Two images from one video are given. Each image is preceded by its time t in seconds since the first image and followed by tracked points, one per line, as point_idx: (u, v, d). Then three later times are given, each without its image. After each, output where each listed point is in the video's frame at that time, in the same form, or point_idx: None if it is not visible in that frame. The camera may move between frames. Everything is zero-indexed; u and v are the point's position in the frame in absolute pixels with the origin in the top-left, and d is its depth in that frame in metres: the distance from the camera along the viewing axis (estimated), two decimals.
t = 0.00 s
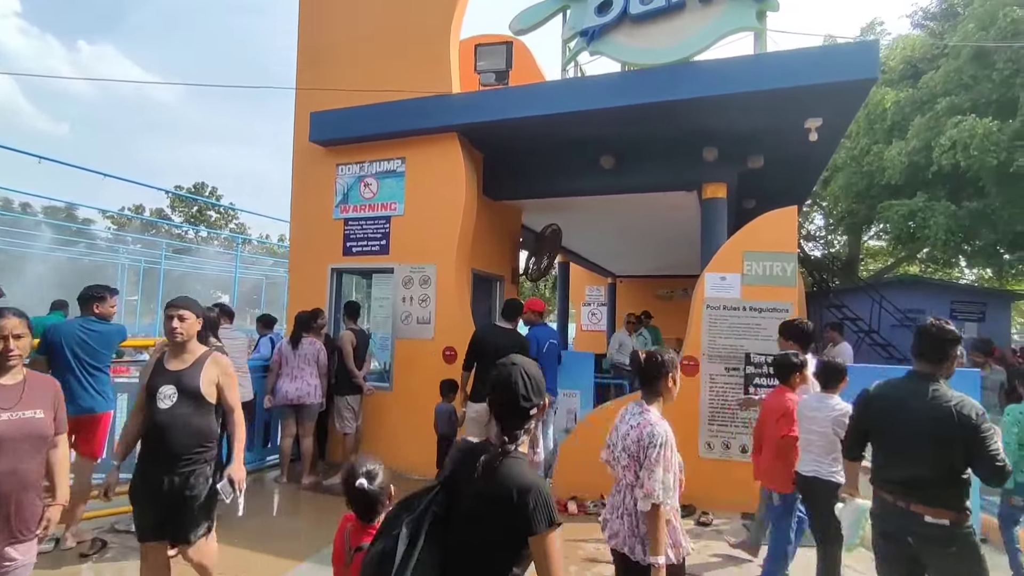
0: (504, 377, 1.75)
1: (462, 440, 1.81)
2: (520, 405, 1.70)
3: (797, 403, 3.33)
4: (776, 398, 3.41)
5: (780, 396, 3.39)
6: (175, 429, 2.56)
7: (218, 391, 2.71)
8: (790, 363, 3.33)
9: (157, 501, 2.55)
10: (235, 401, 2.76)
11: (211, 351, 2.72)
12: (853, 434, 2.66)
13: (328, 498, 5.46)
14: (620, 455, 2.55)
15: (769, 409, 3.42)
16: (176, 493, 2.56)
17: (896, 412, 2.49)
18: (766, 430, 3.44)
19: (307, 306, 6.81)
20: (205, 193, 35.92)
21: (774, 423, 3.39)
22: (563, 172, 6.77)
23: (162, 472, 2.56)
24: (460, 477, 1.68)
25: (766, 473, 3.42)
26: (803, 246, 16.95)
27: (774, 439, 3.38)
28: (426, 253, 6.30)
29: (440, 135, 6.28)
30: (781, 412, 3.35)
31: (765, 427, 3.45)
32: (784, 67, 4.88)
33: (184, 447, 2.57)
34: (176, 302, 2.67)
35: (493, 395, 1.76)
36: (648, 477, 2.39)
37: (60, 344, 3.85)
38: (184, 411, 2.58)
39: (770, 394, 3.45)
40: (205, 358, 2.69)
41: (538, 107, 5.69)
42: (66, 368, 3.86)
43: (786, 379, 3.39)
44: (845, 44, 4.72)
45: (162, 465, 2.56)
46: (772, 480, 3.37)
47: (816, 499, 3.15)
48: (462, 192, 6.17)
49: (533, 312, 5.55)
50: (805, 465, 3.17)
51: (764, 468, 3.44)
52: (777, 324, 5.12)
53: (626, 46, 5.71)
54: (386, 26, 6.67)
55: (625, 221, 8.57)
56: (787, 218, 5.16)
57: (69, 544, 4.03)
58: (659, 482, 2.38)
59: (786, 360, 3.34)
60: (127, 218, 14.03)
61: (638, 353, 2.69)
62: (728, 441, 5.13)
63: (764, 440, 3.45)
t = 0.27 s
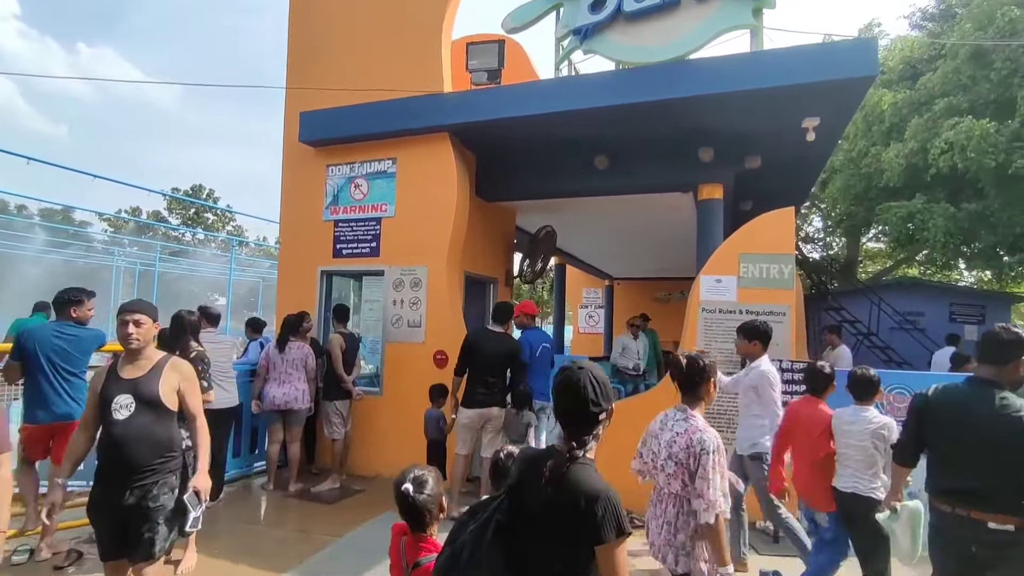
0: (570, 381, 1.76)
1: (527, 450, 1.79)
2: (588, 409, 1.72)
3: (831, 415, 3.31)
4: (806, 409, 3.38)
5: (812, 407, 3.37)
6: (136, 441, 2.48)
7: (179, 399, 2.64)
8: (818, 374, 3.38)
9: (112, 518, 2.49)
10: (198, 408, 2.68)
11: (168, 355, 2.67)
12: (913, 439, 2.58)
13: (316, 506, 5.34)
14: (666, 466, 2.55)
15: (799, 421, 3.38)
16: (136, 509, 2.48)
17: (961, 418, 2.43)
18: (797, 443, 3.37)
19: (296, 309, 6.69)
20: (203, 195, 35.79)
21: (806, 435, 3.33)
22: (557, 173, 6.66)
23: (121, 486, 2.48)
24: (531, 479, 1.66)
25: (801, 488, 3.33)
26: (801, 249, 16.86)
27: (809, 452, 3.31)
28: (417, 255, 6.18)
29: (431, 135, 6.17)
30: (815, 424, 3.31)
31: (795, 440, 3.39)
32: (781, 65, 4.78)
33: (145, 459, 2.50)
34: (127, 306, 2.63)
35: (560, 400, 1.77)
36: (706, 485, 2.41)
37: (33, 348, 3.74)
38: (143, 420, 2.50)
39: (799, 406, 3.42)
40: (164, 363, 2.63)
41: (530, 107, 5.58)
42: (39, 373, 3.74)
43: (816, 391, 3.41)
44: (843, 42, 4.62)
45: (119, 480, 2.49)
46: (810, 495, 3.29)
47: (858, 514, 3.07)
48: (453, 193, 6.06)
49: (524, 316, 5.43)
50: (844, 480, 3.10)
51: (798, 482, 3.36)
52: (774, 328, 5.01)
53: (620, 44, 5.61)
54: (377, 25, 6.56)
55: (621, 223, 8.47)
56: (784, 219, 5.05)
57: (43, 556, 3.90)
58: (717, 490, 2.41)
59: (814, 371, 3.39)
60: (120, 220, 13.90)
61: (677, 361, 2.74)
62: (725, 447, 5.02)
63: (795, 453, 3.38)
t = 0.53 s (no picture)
0: (661, 404, 1.65)
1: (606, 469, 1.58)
2: (682, 435, 1.60)
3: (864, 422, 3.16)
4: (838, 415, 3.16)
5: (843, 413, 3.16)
6: (97, 455, 2.39)
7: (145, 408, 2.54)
8: (842, 379, 3.15)
9: (71, 536, 2.42)
10: (167, 415, 2.58)
11: (133, 360, 2.56)
12: (962, 447, 2.69)
13: (305, 512, 5.22)
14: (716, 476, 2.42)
15: (834, 428, 3.15)
16: (97, 526, 2.41)
17: (1015, 428, 2.60)
18: (831, 450, 3.15)
19: (287, 311, 6.57)
20: (202, 197, 35.69)
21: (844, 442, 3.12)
22: (553, 173, 6.55)
23: (80, 503, 2.40)
24: (620, 491, 1.49)
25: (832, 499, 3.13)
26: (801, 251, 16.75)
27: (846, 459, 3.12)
28: (410, 256, 6.07)
29: (424, 133, 6.06)
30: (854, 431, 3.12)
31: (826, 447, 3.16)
32: (780, 61, 4.67)
33: (107, 474, 2.41)
34: (88, 310, 2.50)
35: (645, 422, 1.66)
36: (773, 493, 2.34)
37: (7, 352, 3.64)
38: (105, 432, 2.40)
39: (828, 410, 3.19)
40: (129, 370, 2.51)
41: (525, 105, 5.47)
42: (14, 377, 3.64)
43: (839, 396, 3.20)
44: (843, 37, 4.50)
45: (79, 496, 2.40)
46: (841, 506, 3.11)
47: (900, 523, 3.07)
48: (447, 193, 5.95)
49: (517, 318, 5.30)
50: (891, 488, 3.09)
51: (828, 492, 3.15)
52: (773, 330, 4.89)
53: (616, 41, 5.50)
54: (370, 22, 6.46)
55: (618, 223, 8.36)
56: (783, 219, 4.94)
57: (19, 564, 3.78)
58: (785, 497, 2.35)
59: (837, 376, 3.16)
60: (115, 221, 13.78)
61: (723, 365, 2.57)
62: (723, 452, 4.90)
63: (828, 461, 3.15)
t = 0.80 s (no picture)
0: (802, 400, 1.46)
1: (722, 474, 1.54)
2: (828, 432, 1.44)
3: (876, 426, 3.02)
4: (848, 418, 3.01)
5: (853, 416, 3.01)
6: (60, 468, 2.25)
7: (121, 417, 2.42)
8: (847, 380, 3.03)
9: (30, 558, 2.27)
10: (145, 427, 2.47)
11: (111, 364, 2.44)
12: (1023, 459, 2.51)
13: (299, 516, 5.08)
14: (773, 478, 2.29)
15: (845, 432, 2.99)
16: (57, 547, 2.26)
17: None
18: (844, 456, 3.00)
19: (282, 310, 6.44)
20: (202, 197, 35.64)
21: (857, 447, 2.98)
22: (554, 169, 6.41)
23: (40, 521, 2.26)
24: (752, 498, 1.40)
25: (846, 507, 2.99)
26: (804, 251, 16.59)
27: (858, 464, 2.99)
28: (407, 254, 5.93)
29: (422, 129, 5.92)
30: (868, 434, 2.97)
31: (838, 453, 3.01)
32: (788, 52, 4.52)
33: (69, 490, 2.26)
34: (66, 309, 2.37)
35: (776, 419, 1.49)
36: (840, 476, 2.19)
37: None
38: (72, 443, 2.26)
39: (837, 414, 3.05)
40: (107, 376, 2.39)
41: (525, 99, 5.33)
42: None
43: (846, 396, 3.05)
44: (854, 27, 4.36)
45: (39, 515, 2.26)
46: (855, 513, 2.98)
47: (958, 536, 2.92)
48: (445, 189, 5.82)
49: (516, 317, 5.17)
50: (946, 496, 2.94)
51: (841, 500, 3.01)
52: (780, 330, 4.74)
53: (619, 33, 5.36)
54: (367, 15, 6.32)
55: (620, 222, 8.22)
56: (791, 215, 4.80)
57: None
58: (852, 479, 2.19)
59: (844, 378, 3.03)
60: (112, 220, 13.67)
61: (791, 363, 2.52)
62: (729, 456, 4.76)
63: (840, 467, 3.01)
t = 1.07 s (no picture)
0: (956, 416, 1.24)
1: (856, 500, 1.28)
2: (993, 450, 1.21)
3: (868, 426, 3.18)
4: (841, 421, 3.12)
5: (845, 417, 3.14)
6: (32, 487, 2.04)
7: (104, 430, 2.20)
8: (838, 382, 3.13)
9: None
10: (130, 443, 2.23)
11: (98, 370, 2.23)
12: None
13: (297, 523, 4.89)
14: (877, 494, 2.29)
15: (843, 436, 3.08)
16: None
17: None
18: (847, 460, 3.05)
19: (281, 310, 6.27)
20: (206, 197, 35.64)
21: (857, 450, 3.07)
22: (560, 165, 6.23)
23: (6, 548, 2.06)
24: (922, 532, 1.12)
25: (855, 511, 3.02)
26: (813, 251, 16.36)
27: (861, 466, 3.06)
28: (409, 252, 5.75)
29: (424, 123, 5.75)
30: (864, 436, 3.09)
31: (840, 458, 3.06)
32: (807, 40, 4.33)
33: (39, 512, 2.06)
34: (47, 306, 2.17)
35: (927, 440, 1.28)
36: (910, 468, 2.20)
37: None
38: (47, 461, 2.06)
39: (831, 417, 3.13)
40: (94, 382, 2.19)
41: (531, 91, 5.14)
42: None
43: (835, 401, 3.18)
44: (876, 13, 4.16)
45: (5, 541, 2.06)
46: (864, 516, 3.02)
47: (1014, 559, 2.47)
48: (448, 185, 5.63)
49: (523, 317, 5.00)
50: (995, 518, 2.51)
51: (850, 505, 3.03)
52: (798, 331, 4.54)
53: (628, 23, 5.18)
54: (368, 7, 6.16)
55: (627, 220, 8.03)
56: (808, 211, 4.59)
57: None
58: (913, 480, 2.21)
59: (835, 379, 3.14)
60: (115, 221, 13.57)
61: (888, 370, 2.48)
62: (745, 462, 4.56)
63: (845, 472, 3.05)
